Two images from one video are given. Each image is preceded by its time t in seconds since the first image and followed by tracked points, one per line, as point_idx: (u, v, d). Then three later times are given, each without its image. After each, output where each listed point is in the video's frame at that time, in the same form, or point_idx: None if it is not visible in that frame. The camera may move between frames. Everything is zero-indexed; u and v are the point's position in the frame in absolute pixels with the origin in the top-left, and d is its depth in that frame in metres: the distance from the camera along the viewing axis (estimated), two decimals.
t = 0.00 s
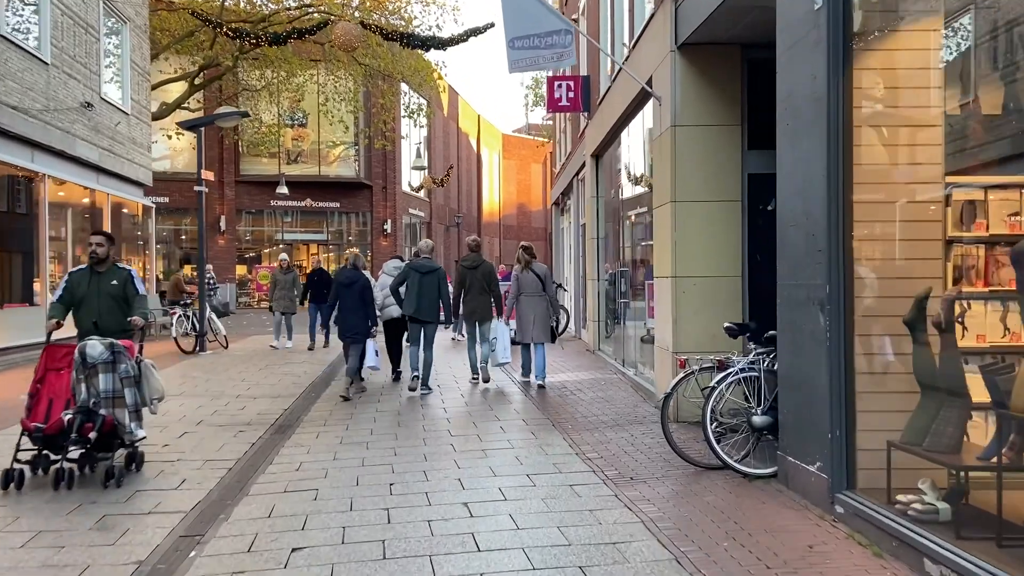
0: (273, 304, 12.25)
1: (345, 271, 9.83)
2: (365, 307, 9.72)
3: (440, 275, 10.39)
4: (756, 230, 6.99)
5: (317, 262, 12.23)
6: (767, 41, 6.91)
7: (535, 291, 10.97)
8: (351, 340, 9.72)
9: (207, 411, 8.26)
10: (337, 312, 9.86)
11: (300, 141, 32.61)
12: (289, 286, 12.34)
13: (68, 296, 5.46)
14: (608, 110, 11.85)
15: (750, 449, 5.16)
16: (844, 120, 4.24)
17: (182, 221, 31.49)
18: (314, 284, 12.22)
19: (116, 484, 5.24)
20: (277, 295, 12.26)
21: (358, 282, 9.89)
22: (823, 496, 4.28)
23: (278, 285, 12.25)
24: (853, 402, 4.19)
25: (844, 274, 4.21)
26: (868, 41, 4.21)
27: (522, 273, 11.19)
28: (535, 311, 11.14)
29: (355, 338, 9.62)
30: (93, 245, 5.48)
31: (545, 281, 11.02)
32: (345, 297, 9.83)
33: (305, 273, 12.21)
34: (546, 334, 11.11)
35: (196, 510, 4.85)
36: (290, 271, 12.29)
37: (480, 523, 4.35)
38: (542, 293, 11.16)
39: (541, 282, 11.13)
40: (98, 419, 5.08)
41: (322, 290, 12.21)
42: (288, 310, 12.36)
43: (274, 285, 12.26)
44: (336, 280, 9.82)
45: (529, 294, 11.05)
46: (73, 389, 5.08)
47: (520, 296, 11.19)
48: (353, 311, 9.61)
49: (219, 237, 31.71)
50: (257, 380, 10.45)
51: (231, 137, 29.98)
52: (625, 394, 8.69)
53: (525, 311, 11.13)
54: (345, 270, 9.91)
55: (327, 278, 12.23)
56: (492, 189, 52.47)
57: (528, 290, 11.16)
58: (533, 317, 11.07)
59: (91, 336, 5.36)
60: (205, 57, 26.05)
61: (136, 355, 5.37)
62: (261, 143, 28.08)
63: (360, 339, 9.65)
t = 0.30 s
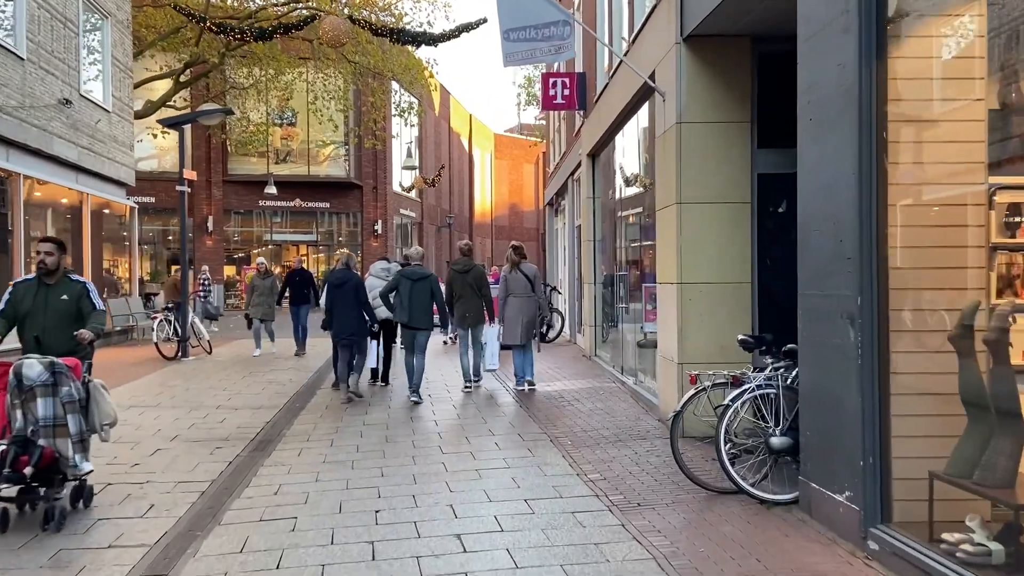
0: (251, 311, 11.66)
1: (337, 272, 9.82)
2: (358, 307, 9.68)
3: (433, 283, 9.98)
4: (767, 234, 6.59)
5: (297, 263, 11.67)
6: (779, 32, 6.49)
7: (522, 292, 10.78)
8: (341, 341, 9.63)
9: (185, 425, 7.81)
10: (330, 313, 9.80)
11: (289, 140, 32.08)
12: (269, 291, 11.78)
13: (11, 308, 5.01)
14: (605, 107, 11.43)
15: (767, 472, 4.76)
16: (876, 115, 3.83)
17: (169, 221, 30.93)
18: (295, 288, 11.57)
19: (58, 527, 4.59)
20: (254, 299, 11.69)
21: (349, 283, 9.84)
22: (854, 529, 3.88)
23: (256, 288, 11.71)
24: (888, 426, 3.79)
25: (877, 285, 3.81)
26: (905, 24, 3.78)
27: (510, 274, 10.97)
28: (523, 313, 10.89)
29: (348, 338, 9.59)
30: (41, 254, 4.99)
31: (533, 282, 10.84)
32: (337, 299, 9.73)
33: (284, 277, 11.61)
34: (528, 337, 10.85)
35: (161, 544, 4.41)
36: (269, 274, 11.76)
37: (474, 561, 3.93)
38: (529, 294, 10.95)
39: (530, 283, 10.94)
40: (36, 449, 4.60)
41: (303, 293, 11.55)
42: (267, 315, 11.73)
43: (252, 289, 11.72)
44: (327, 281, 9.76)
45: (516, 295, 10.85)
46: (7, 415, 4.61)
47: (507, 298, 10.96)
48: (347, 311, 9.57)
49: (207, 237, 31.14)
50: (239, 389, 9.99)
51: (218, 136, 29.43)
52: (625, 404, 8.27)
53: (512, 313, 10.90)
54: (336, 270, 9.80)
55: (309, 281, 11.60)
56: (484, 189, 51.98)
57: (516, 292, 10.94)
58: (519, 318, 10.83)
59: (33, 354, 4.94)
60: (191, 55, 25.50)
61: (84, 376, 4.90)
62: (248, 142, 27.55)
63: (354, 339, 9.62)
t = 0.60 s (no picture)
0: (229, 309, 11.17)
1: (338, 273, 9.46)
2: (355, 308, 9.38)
3: (423, 275, 9.58)
4: (780, 228, 6.21)
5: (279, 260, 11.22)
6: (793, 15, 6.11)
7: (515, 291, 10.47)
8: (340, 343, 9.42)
9: (162, 430, 7.37)
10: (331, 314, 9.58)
11: (279, 137, 31.56)
12: (249, 289, 11.31)
13: None
14: (603, 100, 11.05)
15: (789, 485, 4.35)
16: (919, 92, 3.44)
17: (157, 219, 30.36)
18: (277, 286, 11.09)
19: None
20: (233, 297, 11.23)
21: (348, 284, 9.49)
22: (892, 552, 3.50)
23: (235, 286, 11.24)
24: (931, 437, 3.41)
25: (920, 281, 3.42)
26: None
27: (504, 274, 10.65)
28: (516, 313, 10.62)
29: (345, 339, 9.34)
30: None
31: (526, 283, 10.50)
32: (336, 301, 9.45)
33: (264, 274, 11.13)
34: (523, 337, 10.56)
35: (123, 567, 3.99)
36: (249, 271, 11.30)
37: None
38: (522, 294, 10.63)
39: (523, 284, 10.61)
40: None
41: (285, 293, 11.06)
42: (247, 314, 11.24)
43: (231, 287, 11.25)
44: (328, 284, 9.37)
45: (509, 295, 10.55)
46: None
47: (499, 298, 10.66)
48: (346, 313, 9.34)
49: (196, 235, 30.61)
50: (222, 392, 9.56)
51: (207, 132, 28.91)
52: (627, 407, 7.87)
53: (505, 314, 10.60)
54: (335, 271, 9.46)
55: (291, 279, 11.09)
56: (477, 187, 51.51)
57: (509, 293, 10.64)
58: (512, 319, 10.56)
59: None
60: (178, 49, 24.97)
61: (19, 390, 4.29)
62: (238, 139, 27.06)
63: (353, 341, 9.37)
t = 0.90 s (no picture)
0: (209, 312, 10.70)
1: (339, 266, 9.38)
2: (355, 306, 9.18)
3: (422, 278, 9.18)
4: (794, 226, 5.84)
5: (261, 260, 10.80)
6: None
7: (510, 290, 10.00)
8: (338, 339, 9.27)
9: (137, 440, 6.96)
10: (330, 309, 9.55)
11: (271, 136, 31.08)
12: (229, 290, 10.86)
13: None
14: (601, 94, 10.67)
15: (814, 507, 3.97)
16: (967, 72, 3.09)
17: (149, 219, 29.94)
18: (260, 288, 10.66)
19: None
20: (213, 300, 10.75)
21: (352, 279, 9.26)
22: None
23: (215, 288, 10.77)
24: (981, 456, 3.06)
25: (969, 282, 3.06)
26: None
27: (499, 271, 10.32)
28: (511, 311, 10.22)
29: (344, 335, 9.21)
30: None
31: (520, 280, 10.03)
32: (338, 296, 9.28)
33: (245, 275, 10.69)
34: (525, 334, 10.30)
35: None
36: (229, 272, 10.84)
37: None
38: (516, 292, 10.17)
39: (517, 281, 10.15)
40: None
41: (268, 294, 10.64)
42: (228, 318, 10.78)
43: (210, 289, 10.76)
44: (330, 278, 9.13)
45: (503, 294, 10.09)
46: None
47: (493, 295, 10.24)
48: (347, 309, 9.19)
49: (186, 235, 30.10)
50: (205, 398, 9.14)
51: (198, 131, 28.44)
52: (628, 413, 7.48)
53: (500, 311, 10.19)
54: (340, 266, 9.29)
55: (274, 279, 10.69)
56: (471, 188, 51.11)
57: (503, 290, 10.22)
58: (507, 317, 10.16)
59: None
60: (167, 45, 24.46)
61: None
62: (228, 137, 26.60)
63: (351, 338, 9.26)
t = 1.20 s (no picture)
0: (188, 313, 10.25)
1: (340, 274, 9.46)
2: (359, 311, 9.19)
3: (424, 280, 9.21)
4: (817, 226, 5.44)
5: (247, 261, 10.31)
6: None
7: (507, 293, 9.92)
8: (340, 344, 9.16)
9: (113, 454, 6.52)
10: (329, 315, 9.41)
11: (264, 133, 30.59)
12: (211, 291, 10.37)
13: None
14: (605, 88, 10.24)
15: (854, 541, 3.57)
16: None
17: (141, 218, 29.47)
18: (239, 289, 10.12)
19: None
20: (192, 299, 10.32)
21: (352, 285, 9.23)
22: None
23: (196, 288, 10.33)
24: None
25: None
26: None
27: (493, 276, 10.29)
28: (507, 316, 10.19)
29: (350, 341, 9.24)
30: None
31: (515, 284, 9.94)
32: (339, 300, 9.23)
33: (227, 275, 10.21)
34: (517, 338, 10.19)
35: None
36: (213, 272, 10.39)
37: None
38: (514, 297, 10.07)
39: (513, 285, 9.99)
40: None
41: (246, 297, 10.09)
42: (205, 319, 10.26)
43: (191, 288, 10.33)
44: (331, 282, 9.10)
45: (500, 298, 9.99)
46: None
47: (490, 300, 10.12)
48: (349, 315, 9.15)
49: (177, 235, 29.58)
50: (188, 407, 8.68)
51: (189, 128, 27.93)
52: (635, 424, 7.08)
53: (495, 316, 10.10)
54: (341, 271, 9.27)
55: (255, 280, 10.14)
56: (467, 186, 50.67)
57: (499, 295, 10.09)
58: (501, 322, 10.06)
59: None
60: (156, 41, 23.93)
61: None
62: (221, 135, 26.09)
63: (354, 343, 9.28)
